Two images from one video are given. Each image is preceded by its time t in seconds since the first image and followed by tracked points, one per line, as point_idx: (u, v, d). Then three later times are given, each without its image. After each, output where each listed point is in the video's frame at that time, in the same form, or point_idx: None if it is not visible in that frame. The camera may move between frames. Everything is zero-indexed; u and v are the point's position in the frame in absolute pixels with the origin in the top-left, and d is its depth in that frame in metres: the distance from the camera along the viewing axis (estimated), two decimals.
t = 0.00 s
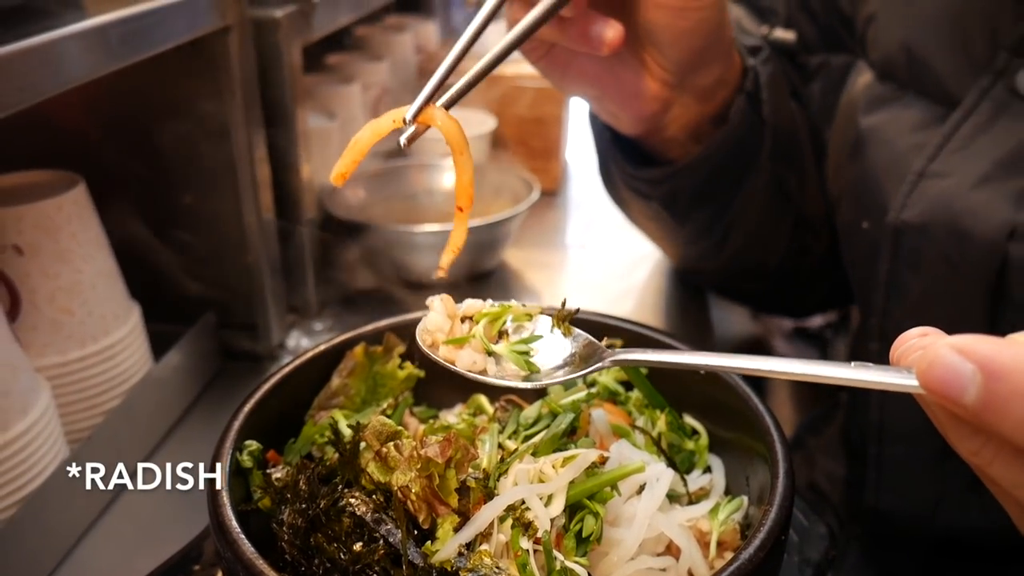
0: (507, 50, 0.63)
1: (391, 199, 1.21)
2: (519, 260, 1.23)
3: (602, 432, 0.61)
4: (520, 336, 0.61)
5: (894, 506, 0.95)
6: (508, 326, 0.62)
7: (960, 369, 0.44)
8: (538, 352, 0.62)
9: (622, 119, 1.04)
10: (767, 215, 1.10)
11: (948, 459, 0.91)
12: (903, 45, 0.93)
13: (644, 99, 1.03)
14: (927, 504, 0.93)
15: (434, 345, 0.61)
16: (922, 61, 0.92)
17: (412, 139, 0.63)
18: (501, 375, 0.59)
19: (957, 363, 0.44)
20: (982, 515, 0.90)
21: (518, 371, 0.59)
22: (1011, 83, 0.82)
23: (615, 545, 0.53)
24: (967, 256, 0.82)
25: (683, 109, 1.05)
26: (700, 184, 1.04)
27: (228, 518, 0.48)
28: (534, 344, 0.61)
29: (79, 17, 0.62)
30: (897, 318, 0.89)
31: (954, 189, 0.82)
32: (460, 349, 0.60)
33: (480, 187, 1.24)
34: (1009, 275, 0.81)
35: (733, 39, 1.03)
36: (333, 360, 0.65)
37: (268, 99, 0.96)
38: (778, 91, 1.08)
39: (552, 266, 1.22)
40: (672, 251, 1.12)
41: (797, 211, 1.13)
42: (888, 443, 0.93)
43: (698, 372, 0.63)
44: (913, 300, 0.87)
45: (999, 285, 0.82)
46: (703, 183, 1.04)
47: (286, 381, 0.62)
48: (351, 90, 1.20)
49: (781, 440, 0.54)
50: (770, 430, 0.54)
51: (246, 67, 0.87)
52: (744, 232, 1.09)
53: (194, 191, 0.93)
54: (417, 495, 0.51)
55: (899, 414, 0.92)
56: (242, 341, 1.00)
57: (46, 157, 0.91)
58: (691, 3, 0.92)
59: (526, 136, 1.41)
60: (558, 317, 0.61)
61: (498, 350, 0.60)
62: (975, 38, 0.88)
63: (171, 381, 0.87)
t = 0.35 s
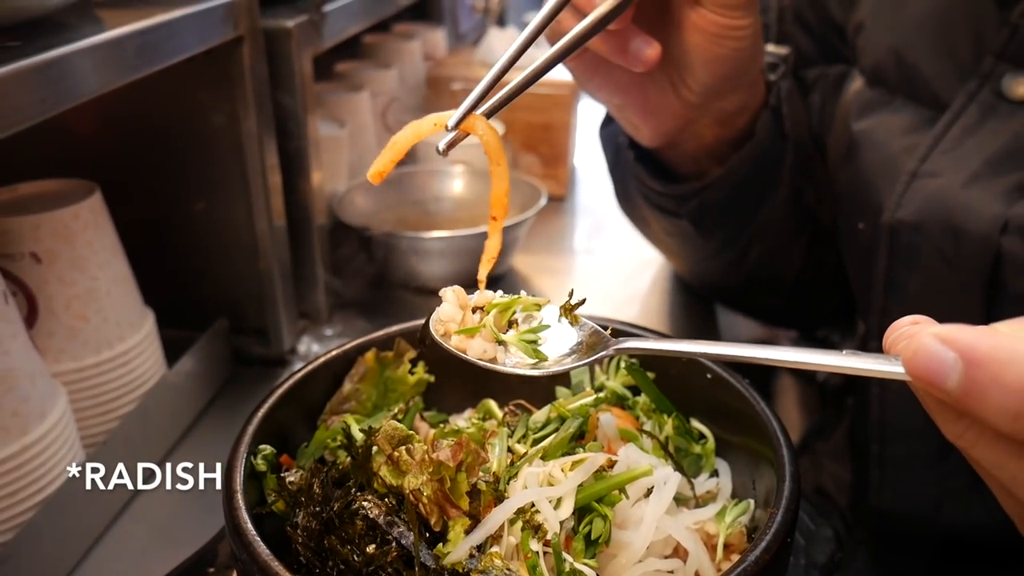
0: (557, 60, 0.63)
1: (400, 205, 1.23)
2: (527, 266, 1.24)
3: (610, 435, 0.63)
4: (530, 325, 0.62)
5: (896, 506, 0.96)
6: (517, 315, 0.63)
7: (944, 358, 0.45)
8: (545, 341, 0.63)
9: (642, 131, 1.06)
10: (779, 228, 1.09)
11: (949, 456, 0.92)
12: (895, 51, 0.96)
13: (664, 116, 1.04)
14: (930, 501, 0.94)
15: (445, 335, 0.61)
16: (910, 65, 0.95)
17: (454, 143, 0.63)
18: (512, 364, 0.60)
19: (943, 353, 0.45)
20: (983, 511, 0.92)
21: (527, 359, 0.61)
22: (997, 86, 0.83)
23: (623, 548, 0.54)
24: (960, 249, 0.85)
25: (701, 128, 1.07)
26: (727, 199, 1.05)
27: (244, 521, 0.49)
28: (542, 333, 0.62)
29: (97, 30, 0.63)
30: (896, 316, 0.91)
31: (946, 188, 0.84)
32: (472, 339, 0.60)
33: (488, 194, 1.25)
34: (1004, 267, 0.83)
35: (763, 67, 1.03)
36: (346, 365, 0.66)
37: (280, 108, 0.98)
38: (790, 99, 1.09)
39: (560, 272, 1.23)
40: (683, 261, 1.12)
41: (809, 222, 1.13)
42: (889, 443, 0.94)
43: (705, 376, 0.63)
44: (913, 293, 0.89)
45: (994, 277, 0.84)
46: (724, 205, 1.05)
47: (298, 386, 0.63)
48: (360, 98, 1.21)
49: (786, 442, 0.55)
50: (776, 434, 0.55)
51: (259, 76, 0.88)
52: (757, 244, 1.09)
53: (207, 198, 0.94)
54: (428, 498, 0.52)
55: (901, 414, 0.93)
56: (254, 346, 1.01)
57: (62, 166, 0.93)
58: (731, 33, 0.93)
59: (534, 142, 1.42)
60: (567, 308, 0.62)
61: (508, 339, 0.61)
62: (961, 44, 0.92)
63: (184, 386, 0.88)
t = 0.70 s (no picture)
0: (572, 51, 0.64)
1: (407, 207, 1.23)
2: (533, 268, 1.24)
3: (614, 437, 0.62)
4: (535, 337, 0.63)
5: (901, 510, 0.96)
6: (523, 327, 0.63)
7: (950, 376, 0.45)
8: (550, 352, 0.63)
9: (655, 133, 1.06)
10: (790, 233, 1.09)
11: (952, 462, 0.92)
12: (886, 59, 0.97)
13: (678, 120, 1.04)
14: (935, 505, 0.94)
15: (451, 347, 0.62)
16: (904, 75, 0.95)
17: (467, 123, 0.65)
18: (517, 378, 0.60)
19: (949, 370, 0.45)
20: (987, 514, 0.92)
21: (532, 372, 0.61)
22: (991, 91, 0.83)
23: (627, 549, 0.55)
24: (957, 257, 0.85)
25: (712, 138, 1.07)
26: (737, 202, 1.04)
27: (251, 521, 0.49)
28: (547, 345, 0.63)
29: (106, 34, 0.64)
30: (898, 319, 0.91)
31: (940, 194, 0.84)
32: (477, 352, 0.61)
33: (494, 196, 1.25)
34: (1000, 270, 0.83)
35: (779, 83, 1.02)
36: (352, 366, 0.67)
37: (287, 111, 0.98)
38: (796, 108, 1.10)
39: (565, 274, 1.23)
40: (691, 266, 1.13)
41: (814, 225, 1.13)
42: (893, 447, 0.94)
43: (710, 379, 0.64)
44: (910, 302, 0.89)
45: (993, 279, 0.84)
46: (739, 212, 1.05)
47: (305, 387, 0.63)
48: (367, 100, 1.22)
49: (790, 445, 0.55)
50: (780, 436, 0.56)
51: (267, 79, 0.89)
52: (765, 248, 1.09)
53: (214, 200, 0.94)
54: (434, 499, 0.52)
55: (905, 418, 0.93)
56: (261, 347, 1.01)
57: (70, 167, 0.93)
58: (751, 47, 0.92)
59: (540, 144, 1.42)
60: (569, 318, 0.63)
61: (512, 352, 0.61)
62: (953, 53, 0.92)
63: (191, 387, 0.88)
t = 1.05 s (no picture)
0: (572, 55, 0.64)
1: (411, 210, 1.23)
2: (536, 270, 1.25)
3: (616, 437, 0.62)
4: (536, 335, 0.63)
5: (902, 512, 0.96)
6: (525, 324, 0.64)
7: (946, 366, 0.46)
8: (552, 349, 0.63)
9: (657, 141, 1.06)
10: (792, 237, 1.09)
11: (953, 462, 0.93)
12: (881, 63, 0.97)
13: (679, 126, 1.04)
14: (935, 507, 0.94)
15: (452, 346, 0.62)
16: (899, 80, 0.96)
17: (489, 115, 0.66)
18: (520, 374, 0.61)
19: (946, 360, 0.46)
20: (988, 514, 0.91)
21: (534, 369, 0.61)
22: (983, 95, 0.84)
23: (630, 549, 0.55)
24: (954, 257, 0.85)
25: (715, 140, 1.08)
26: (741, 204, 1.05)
27: (256, 522, 0.49)
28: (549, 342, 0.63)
29: (112, 39, 0.64)
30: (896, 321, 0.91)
31: (936, 195, 0.85)
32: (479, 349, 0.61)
33: (496, 198, 1.26)
34: (997, 269, 0.83)
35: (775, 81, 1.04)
36: (356, 368, 0.67)
37: (291, 114, 0.99)
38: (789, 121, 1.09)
39: (568, 276, 1.23)
40: (691, 270, 1.13)
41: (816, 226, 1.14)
42: (894, 448, 0.95)
43: (712, 379, 0.64)
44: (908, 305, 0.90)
45: (990, 278, 0.84)
46: (729, 216, 1.05)
47: (310, 389, 0.64)
48: (370, 104, 1.22)
49: (791, 446, 0.55)
50: (781, 436, 0.56)
51: (270, 83, 0.89)
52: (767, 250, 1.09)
53: (218, 204, 0.95)
54: (437, 500, 0.53)
55: (906, 419, 0.93)
56: (264, 350, 1.02)
57: (76, 171, 0.94)
58: (749, 42, 0.93)
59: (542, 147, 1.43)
60: (573, 316, 0.63)
61: (514, 349, 0.62)
62: (949, 56, 0.93)
63: (196, 389, 0.89)
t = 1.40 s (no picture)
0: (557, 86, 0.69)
1: (414, 211, 1.24)
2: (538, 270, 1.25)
3: (618, 436, 0.65)
4: (545, 325, 0.64)
5: (903, 510, 0.97)
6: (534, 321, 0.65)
7: (949, 330, 0.46)
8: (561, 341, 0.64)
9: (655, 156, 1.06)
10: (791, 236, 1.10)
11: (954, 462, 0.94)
12: (882, 65, 0.98)
13: (675, 133, 1.05)
14: (937, 507, 0.95)
15: (463, 335, 0.63)
16: (900, 82, 0.96)
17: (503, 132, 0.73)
18: (529, 362, 0.61)
19: (948, 324, 0.46)
20: (989, 512, 0.93)
21: (544, 356, 0.62)
22: (983, 97, 0.84)
23: (631, 548, 0.56)
24: (956, 254, 0.86)
25: (712, 142, 1.08)
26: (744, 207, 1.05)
27: (262, 521, 0.50)
28: (557, 333, 0.64)
29: (121, 41, 0.65)
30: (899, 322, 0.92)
31: (939, 196, 0.85)
32: (489, 337, 0.62)
33: (498, 200, 1.26)
34: (999, 267, 0.84)
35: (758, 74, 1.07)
36: (360, 369, 0.68)
37: (295, 116, 0.99)
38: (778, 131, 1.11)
39: (568, 277, 1.24)
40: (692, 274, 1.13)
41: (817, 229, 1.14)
42: (896, 447, 0.95)
43: (714, 379, 0.64)
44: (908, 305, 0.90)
45: (992, 277, 0.85)
46: (722, 220, 1.05)
47: (313, 389, 0.64)
48: (373, 105, 1.23)
49: (792, 446, 0.55)
50: (782, 436, 0.56)
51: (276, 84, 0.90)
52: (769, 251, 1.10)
53: (223, 205, 0.96)
54: (441, 498, 0.54)
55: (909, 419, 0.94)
56: (269, 350, 1.02)
57: (80, 172, 0.95)
58: (729, 37, 0.94)
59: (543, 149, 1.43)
60: (580, 309, 0.64)
61: (524, 339, 0.62)
62: (949, 56, 0.93)
63: (200, 389, 0.89)
